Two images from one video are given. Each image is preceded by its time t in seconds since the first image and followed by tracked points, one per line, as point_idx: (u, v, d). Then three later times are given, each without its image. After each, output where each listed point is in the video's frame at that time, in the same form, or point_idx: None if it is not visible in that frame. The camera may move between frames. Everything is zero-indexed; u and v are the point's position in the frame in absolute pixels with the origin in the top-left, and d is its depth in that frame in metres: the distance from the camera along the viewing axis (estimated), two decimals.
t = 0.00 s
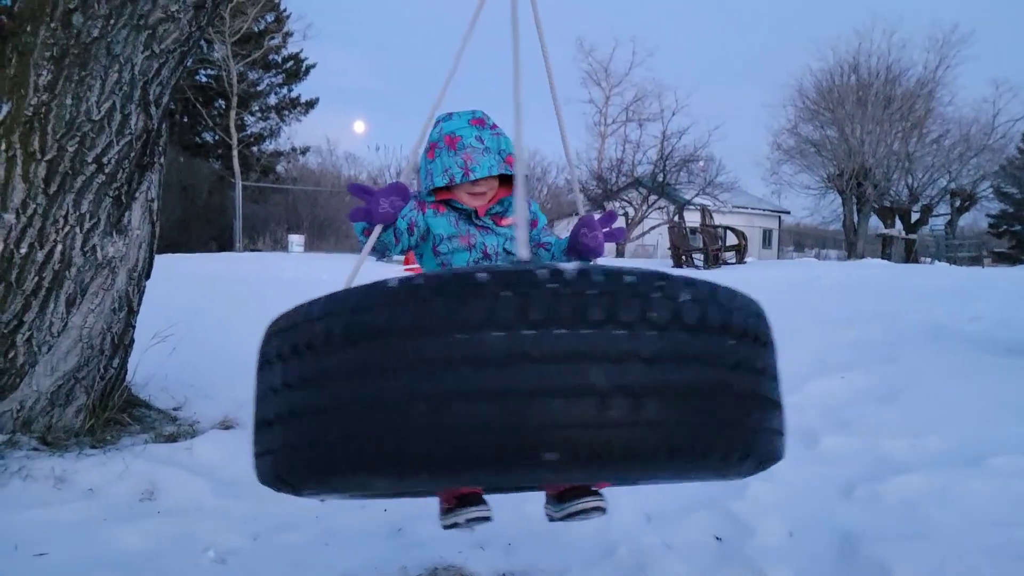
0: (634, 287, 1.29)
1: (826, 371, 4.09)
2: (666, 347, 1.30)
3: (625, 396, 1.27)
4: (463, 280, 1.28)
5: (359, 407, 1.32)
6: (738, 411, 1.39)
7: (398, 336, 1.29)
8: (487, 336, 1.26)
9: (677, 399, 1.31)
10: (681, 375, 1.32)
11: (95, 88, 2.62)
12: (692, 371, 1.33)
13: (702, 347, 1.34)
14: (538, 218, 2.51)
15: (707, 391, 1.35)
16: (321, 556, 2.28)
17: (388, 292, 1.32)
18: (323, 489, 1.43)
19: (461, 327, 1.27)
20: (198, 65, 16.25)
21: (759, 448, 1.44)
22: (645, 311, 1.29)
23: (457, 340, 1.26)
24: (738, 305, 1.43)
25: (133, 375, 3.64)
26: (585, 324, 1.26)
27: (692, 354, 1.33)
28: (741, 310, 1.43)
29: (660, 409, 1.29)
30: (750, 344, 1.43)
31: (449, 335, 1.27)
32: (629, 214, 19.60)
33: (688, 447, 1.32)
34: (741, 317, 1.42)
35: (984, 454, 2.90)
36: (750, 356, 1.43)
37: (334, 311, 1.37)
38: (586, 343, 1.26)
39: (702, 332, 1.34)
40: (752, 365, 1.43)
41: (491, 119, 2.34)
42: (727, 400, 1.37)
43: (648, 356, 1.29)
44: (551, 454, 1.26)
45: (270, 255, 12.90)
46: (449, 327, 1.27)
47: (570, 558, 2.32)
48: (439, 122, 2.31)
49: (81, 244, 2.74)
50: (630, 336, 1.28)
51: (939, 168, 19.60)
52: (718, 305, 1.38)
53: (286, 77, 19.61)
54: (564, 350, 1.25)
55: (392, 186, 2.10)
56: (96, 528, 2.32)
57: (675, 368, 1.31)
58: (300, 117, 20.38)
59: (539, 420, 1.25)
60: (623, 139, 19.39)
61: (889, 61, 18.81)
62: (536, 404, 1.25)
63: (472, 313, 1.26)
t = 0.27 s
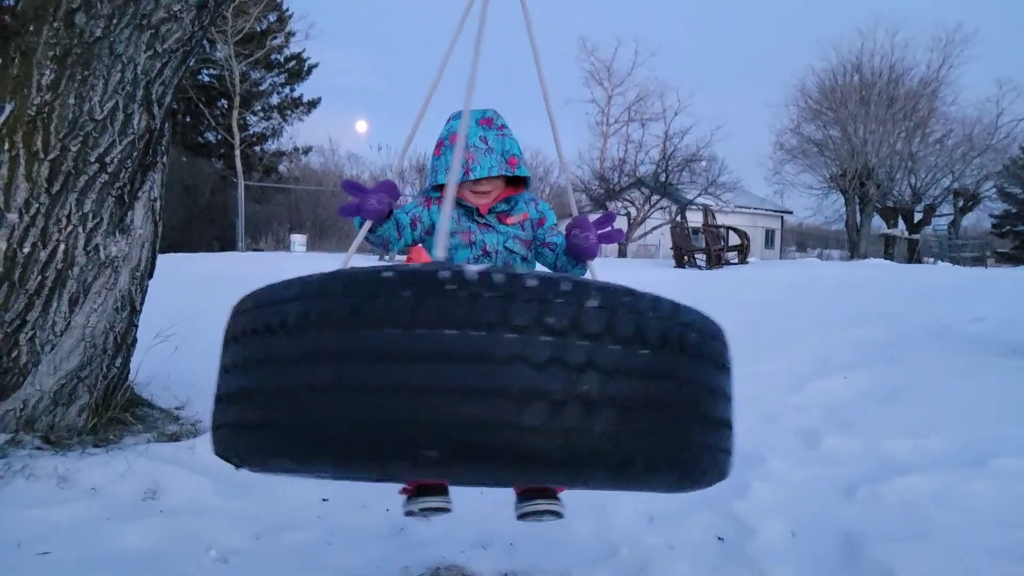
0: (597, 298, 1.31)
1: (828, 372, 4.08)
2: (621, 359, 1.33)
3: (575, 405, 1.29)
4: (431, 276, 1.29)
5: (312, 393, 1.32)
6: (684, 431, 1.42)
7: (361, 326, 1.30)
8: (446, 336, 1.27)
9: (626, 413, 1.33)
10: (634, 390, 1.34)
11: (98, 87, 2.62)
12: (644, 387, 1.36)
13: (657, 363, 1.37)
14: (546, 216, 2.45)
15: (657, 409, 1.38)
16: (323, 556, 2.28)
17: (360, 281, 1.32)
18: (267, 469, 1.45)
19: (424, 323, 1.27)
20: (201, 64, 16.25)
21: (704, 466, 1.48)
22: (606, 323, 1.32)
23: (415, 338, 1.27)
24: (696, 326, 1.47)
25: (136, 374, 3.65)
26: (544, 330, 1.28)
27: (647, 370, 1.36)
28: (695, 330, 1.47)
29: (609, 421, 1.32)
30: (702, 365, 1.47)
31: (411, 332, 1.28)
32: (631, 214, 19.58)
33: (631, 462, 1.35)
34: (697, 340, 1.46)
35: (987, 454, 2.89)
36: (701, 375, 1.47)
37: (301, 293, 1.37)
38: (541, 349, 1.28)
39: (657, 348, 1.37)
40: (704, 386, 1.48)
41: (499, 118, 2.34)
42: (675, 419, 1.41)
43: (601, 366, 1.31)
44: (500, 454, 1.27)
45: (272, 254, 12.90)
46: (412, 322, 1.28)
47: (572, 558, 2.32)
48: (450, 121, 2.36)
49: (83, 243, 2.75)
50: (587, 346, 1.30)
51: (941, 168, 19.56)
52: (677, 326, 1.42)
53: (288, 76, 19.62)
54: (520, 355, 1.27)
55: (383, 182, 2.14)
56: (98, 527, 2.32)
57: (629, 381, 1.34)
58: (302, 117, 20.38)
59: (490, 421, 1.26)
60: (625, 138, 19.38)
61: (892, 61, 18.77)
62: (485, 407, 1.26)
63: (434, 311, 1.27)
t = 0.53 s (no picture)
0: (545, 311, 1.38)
1: (830, 372, 4.08)
2: (563, 370, 1.39)
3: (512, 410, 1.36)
4: (389, 277, 1.37)
5: (266, 379, 1.39)
6: (622, 447, 1.48)
7: (327, 317, 1.37)
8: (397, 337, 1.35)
9: (563, 423, 1.39)
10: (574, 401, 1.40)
11: (101, 88, 2.63)
12: (585, 399, 1.42)
13: (600, 377, 1.44)
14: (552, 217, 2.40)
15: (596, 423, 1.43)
16: (325, 556, 2.28)
17: (327, 274, 1.39)
18: (219, 443, 1.53)
19: (379, 321, 1.35)
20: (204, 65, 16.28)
21: (644, 476, 1.54)
22: (551, 334, 1.38)
23: (367, 334, 1.35)
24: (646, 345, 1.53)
25: (139, 375, 3.66)
26: (489, 337, 1.35)
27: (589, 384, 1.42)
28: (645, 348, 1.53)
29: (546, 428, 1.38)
30: (648, 381, 1.53)
31: (363, 329, 1.35)
32: (633, 214, 19.57)
33: (563, 471, 1.41)
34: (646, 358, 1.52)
35: (990, 455, 2.88)
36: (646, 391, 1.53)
37: (270, 281, 1.44)
38: (484, 354, 1.35)
39: (601, 362, 1.43)
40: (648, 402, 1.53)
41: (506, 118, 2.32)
42: (614, 434, 1.46)
43: (542, 375, 1.37)
44: (437, 449, 1.35)
45: (275, 256, 12.92)
46: (367, 318, 1.35)
47: (575, 558, 2.32)
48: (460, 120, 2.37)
49: (87, 244, 2.76)
50: (530, 355, 1.37)
51: (945, 168, 19.52)
52: (624, 343, 1.48)
53: (291, 76, 19.63)
54: (477, 358, 1.34)
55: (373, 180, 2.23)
56: (102, 527, 2.33)
57: (578, 392, 1.41)
58: (304, 117, 20.41)
59: (430, 418, 1.34)
60: (628, 139, 19.38)
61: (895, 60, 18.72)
62: (427, 407, 1.34)
63: (389, 311, 1.35)
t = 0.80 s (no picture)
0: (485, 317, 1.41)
1: (834, 371, 4.08)
2: (524, 380, 1.43)
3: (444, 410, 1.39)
4: (338, 274, 1.42)
5: (220, 364, 1.45)
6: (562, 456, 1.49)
7: (298, 313, 1.41)
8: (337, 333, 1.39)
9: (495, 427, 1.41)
10: (511, 406, 1.42)
11: (105, 89, 2.64)
12: (522, 405, 1.43)
13: (556, 389, 1.47)
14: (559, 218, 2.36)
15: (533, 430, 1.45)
16: (329, 556, 2.28)
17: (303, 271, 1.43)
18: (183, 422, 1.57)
19: (344, 320, 1.39)
20: (207, 66, 16.31)
21: (593, 487, 1.57)
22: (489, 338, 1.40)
23: (310, 328, 1.40)
24: (597, 356, 1.54)
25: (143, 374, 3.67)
26: (425, 338, 1.38)
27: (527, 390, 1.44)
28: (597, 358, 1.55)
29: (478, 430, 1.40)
30: (597, 393, 1.55)
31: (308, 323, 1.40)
32: (636, 213, 19.56)
33: (495, 474, 1.44)
34: (594, 370, 1.54)
35: (996, 455, 2.87)
36: (595, 402, 1.54)
37: (233, 269, 1.50)
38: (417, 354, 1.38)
39: (562, 377, 1.48)
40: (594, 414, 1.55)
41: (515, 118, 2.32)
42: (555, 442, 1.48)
43: (476, 378, 1.40)
44: (393, 445, 1.39)
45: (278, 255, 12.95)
46: (337, 317, 1.39)
47: (578, 558, 2.32)
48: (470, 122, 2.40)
49: (91, 244, 2.76)
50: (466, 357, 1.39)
51: (949, 166, 19.46)
52: (571, 354, 1.49)
53: (294, 77, 19.65)
54: (440, 363, 1.38)
55: (370, 177, 2.28)
56: (106, 526, 2.33)
57: (537, 402, 1.45)
58: (307, 118, 20.43)
59: (389, 417, 1.38)
60: (630, 138, 19.37)
61: (899, 59, 18.68)
62: (363, 403, 1.38)
63: (333, 307, 1.39)
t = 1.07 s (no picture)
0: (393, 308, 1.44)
1: (837, 371, 4.07)
2: (482, 390, 1.47)
3: (353, 398, 1.42)
4: (264, 262, 1.51)
5: (189, 352, 1.50)
6: (491, 457, 1.51)
7: (265, 310, 1.45)
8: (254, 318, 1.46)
9: (407, 420, 1.43)
10: (426, 400, 1.43)
11: (109, 90, 2.64)
12: (439, 406, 1.44)
13: (513, 401, 1.51)
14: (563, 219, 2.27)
15: (454, 429, 1.46)
16: (334, 556, 2.28)
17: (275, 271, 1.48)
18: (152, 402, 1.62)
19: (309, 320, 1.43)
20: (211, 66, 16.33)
21: (542, 497, 1.61)
22: (395, 328, 1.42)
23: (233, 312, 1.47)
24: (542, 363, 1.55)
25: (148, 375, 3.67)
26: (332, 327, 1.42)
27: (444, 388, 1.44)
28: (544, 370, 1.56)
29: (388, 422, 1.42)
30: (540, 399, 1.55)
31: (228, 308, 1.48)
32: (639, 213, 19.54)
33: (428, 470, 1.46)
34: (532, 375, 1.53)
35: (1000, 455, 2.86)
36: (538, 408, 1.55)
37: (209, 261, 1.55)
38: (320, 339, 1.42)
39: (520, 391, 1.52)
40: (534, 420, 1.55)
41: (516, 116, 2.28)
42: (492, 446, 1.50)
43: (435, 384, 1.44)
44: (349, 442, 1.43)
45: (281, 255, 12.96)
46: (304, 318, 1.43)
47: (582, 558, 2.32)
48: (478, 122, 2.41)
49: (95, 245, 2.77)
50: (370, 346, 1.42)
51: (953, 165, 19.41)
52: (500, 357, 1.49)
53: (297, 77, 19.68)
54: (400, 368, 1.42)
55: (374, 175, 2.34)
56: (111, 526, 2.34)
57: (493, 412, 1.49)
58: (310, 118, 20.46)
59: (346, 416, 1.42)
60: (633, 138, 19.35)
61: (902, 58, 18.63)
62: (323, 401, 1.42)
63: (251, 294, 1.47)
